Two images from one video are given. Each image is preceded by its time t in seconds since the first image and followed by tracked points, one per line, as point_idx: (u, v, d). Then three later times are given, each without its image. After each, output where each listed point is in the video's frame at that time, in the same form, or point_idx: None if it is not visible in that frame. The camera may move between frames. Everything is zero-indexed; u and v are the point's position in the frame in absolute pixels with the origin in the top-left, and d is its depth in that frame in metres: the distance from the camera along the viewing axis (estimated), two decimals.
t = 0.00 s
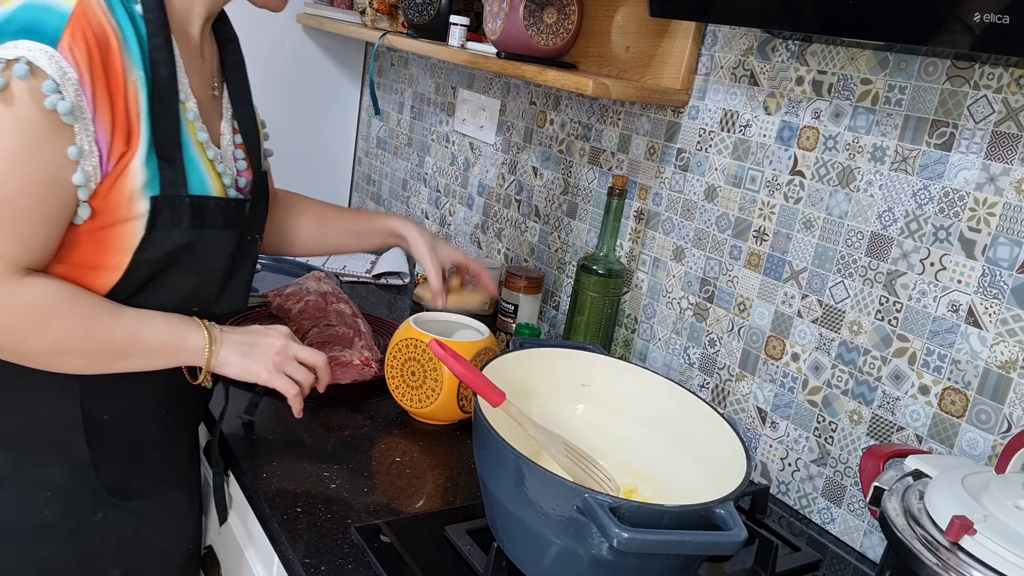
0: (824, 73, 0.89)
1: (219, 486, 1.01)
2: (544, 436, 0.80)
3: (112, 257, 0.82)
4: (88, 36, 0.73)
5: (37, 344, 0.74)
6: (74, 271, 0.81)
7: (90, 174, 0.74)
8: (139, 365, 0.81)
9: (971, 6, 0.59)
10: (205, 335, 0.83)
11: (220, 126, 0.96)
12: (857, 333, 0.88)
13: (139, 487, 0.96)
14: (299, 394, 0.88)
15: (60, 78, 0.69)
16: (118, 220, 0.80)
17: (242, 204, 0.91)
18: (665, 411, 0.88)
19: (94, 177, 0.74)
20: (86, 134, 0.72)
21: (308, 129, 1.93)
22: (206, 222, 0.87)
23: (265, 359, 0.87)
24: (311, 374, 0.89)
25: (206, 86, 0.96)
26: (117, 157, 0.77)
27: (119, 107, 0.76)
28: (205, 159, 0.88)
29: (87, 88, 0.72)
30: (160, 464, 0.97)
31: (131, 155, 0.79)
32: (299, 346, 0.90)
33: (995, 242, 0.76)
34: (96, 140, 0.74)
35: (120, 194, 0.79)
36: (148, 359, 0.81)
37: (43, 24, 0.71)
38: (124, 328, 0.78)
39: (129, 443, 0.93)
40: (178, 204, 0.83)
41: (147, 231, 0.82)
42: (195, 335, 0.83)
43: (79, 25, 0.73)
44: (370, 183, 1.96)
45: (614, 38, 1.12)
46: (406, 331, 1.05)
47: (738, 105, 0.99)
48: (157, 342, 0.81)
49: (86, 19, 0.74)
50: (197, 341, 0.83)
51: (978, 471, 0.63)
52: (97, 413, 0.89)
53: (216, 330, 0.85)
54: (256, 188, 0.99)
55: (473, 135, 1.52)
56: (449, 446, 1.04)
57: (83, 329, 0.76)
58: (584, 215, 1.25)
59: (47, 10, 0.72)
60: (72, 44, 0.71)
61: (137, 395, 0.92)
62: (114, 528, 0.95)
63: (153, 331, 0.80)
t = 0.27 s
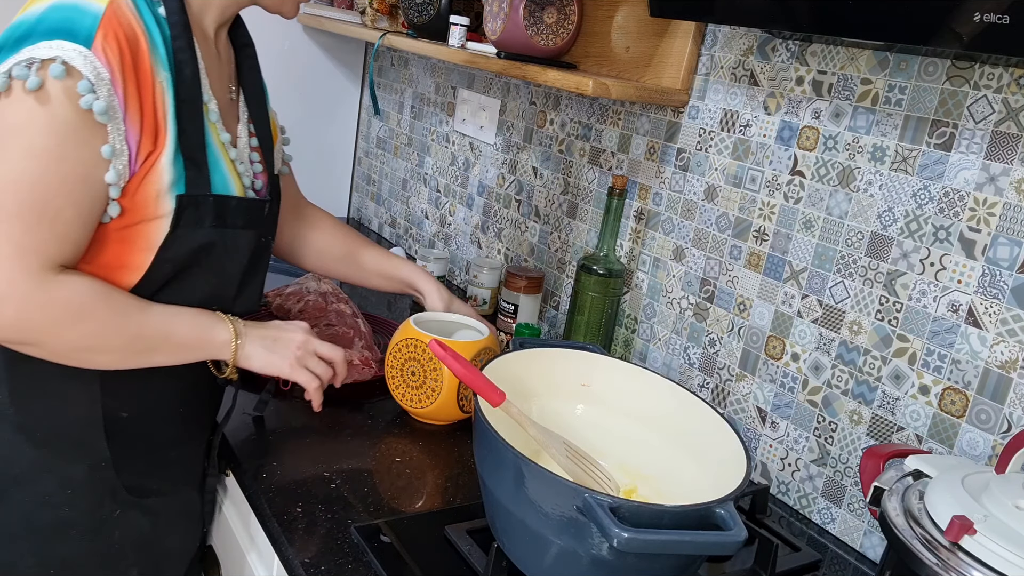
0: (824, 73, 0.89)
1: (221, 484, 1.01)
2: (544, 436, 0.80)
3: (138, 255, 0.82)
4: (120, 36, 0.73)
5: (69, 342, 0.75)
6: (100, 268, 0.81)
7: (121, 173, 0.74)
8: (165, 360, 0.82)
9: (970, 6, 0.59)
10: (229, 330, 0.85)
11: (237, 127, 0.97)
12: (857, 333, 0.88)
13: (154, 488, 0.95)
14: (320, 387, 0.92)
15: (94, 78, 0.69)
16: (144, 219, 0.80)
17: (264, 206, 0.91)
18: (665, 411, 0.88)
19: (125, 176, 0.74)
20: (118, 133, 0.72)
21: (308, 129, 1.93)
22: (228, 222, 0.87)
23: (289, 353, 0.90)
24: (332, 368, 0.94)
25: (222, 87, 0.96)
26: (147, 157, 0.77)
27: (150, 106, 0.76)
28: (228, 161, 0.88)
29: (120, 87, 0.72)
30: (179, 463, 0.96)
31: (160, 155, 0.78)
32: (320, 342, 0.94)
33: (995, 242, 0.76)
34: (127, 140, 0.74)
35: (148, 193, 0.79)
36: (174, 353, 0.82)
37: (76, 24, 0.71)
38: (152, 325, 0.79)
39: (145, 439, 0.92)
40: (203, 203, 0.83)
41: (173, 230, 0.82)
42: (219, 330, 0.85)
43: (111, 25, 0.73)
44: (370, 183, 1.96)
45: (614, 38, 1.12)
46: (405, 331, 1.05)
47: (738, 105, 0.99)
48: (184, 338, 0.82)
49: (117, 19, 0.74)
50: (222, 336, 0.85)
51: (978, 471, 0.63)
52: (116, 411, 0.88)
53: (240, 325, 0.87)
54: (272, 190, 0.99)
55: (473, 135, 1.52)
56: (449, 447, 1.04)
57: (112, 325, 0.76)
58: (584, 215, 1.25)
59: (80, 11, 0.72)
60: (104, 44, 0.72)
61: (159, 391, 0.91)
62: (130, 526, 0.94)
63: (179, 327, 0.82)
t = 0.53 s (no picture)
0: (824, 73, 0.89)
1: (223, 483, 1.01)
2: (544, 436, 0.80)
3: (144, 251, 0.82)
4: (127, 30, 0.74)
5: (75, 337, 0.75)
6: (106, 264, 0.81)
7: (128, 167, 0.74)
8: (170, 356, 0.82)
9: (971, 6, 0.59)
10: (233, 326, 0.86)
11: (243, 127, 0.96)
12: (857, 333, 0.88)
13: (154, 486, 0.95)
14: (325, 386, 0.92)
15: (102, 71, 0.69)
16: (151, 214, 0.80)
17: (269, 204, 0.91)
18: (665, 411, 0.88)
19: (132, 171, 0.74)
20: (126, 127, 0.72)
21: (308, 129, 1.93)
22: (234, 219, 0.87)
23: (292, 351, 0.90)
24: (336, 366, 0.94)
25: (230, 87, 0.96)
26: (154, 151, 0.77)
27: (157, 101, 0.76)
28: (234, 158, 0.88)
29: (128, 81, 0.72)
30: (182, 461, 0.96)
31: (167, 150, 0.78)
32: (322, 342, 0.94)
33: (995, 242, 0.76)
34: (135, 134, 0.74)
35: (155, 188, 0.79)
36: (180, 351, 0.82)
37: (85, 18, 0.72)
38: (158, 320, 0.79)
39: (148, 439, 0.93)
40: (210, 199, 0.83)
41: (179, 226, 0.82)
42: (223, 326, 0.85)
43: (119, 21, 0.73)
44: (370, 183, 1.96)
45: (614, 38, 1.12)
46: (405, 331, 1.05)
47: (738, 105, 0.99)
48: (190, 334, 0.82)
49: (126, 14, 0.74)
50: (227, 333, 0.85)
51: (978, 471, 0.63)
52: (117, 410, 0.89)
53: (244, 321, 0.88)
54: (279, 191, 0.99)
55: (473, 135, 1.52)
56: (449, 447, 1.04)
57: (119, 320, 0.76)
58: (584, 215, 1.25)
59: (88, 6, 0.72)
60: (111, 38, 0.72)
61: (159, 389, 0.91)
62: (131, 525, 0.95)
63: (184, 322, 0.82)
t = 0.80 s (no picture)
0: (824, 73, 0.89)
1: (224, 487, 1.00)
2: (544, 436, 0.80)
3: (133, 251, 0.82)
4: (114, 31, 0.74)
5: (52, 334, 0.73)
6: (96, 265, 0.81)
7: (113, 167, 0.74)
8: (155, 357, 0.80)
9: (971, 6, 0.59)
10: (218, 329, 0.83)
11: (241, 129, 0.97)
12: (857, 333, 0.88)
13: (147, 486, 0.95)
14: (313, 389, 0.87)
15: (85, 72, 0.69)
16: (139, 214, 0.80)
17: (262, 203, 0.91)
18: (665, 411, 0.88)
19: (117, 170, 0.74)
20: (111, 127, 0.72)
21: (308, 129, 1.93)
22: (226, 219, 0.87)
23: (277, 354, 0.86)
24: (327, 369, 0.88)
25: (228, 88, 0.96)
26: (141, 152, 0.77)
27: (145, 101, 0.76)
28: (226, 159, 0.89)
29: (112, 81, 0.72)
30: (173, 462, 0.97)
31: (155, 150, 0.79)
32: (314, 344, 0.89)
33: (995, 242, 0.76)
34: (120, 134, 0.74)
35: (144, 188, 0.79)
36: (162, 353, 0.80)
37: (71, 18, 0.72)
38: (140, 321, 0.78)
39: (142, 439, 0.93)
40: (201, 199, 0.83)
41: (167, 226, 0.82)
42: (209, 329, 0.82)
43: (105, 21, 0.73)
44: (370, 183, 1.96)
45: (614, 38, 1.12)
46: (406, 331, 1.05)
47: (738, 105, 0.99)
48: (172, 335, 0.80)
49: (113, 15, 0.74)
50: (210, 336, 0.82)
51: (978, 471, 0.63)
52: (110, 410, 0.88)
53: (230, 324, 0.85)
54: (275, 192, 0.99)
55: (473, 135, 1.52)
56: (449, 447, 1.04)
57: (100, 320, 0.75)
58: (584, 215, 1.25)
59: (74, 6, 0.72)
60: (97, 38, 0.72)
61: (153, 389, 0.91)
62: (124, 525, 0.95)
63: (167, 325, 0.80)
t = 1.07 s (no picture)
0: (824, 73, 0.89)
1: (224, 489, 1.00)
2: (544, 436, 0.80)
3: (123, 252, 0.82)
4: (102, 31, 0.73)
5: (44, 334, 0.74)
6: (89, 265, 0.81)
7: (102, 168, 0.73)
8: (142, 356, 0.81)
9: (971, 6, 0.59)
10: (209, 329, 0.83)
11: (238, 130, 0.97)
12: (857, 333, 0.88)
13: (142, 486, 0.96)
14: (304, 388, 0.87)
15: (72, 72, 0.69)
16: (129, 215, 0.80)
17: (255, 203, 0.91)
18: (666, 411, 0.88)
19: (106, 171, 0.74)
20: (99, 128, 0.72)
21: (308, 129, 1.93)
22: (218, 220, 0.87)
23: (270, 353, 0.86)
24: (320, 369, 0.88)
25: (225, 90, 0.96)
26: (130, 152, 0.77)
27: (134, 102, 0.76)
28: (218, 159, 0.89)
29: (101, 82, 0.72)
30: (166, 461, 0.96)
31: (145, 151, 0.78)
32: (307, 343, 0.89)
33: (995, 242, 0.76)
34: (109, 135, 0.73)
35: (133, 189, 0.79)
36: (152, 352, 0.81)
37: (60, 19, 0.71)
38: (129, 321, 0.78)
39: (134, 439, 0.93)
40: (192, 200, 0.83)
41: (158, 226, 0.82)
42: (199, 329, 0.83)
43: (94, 21, 0.73)
44: (370, 183, 1.96)
45: (614, 38, 1.12)
46: (406, 331, 1.05)
47: (738, 105, 0.99)
48: (163, 335, 0.81)
49: (102, 15, 0.74)
50: (202, 335, 0.83)
51: (978, 471, 0.63)
52: (101, 409, 0.88)
53: (221, 323, 0.85)
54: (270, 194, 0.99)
55: (473, 135, 1.52)
56: (449, 447, 1.04)
57: (89, 320, 0.75)
58: (584, 215, 1.25)
59: (63, 6, 0.72)
60: (85, 38, 0.72)
61: (146, 388, 0.91)
62: (117, 525, 0.95)
63: (156, 326, 0.80)
